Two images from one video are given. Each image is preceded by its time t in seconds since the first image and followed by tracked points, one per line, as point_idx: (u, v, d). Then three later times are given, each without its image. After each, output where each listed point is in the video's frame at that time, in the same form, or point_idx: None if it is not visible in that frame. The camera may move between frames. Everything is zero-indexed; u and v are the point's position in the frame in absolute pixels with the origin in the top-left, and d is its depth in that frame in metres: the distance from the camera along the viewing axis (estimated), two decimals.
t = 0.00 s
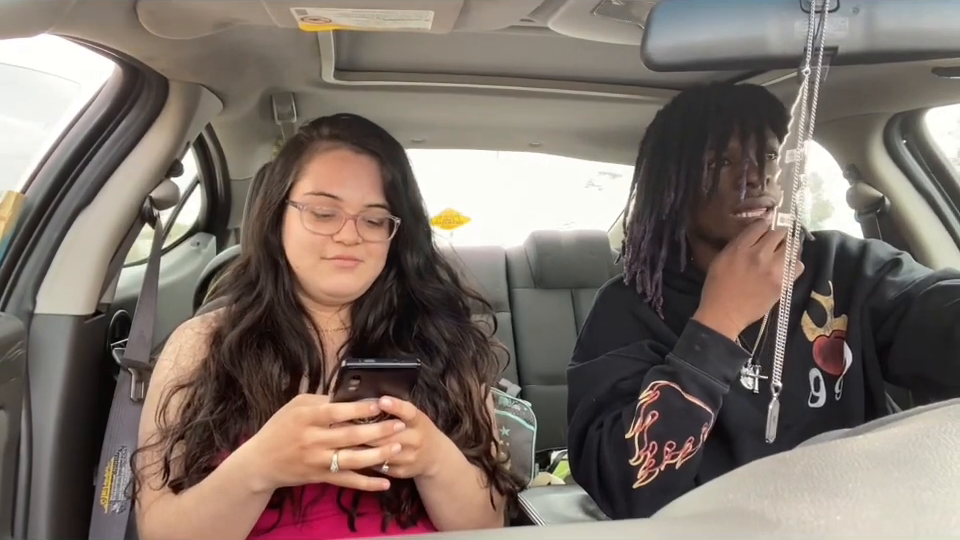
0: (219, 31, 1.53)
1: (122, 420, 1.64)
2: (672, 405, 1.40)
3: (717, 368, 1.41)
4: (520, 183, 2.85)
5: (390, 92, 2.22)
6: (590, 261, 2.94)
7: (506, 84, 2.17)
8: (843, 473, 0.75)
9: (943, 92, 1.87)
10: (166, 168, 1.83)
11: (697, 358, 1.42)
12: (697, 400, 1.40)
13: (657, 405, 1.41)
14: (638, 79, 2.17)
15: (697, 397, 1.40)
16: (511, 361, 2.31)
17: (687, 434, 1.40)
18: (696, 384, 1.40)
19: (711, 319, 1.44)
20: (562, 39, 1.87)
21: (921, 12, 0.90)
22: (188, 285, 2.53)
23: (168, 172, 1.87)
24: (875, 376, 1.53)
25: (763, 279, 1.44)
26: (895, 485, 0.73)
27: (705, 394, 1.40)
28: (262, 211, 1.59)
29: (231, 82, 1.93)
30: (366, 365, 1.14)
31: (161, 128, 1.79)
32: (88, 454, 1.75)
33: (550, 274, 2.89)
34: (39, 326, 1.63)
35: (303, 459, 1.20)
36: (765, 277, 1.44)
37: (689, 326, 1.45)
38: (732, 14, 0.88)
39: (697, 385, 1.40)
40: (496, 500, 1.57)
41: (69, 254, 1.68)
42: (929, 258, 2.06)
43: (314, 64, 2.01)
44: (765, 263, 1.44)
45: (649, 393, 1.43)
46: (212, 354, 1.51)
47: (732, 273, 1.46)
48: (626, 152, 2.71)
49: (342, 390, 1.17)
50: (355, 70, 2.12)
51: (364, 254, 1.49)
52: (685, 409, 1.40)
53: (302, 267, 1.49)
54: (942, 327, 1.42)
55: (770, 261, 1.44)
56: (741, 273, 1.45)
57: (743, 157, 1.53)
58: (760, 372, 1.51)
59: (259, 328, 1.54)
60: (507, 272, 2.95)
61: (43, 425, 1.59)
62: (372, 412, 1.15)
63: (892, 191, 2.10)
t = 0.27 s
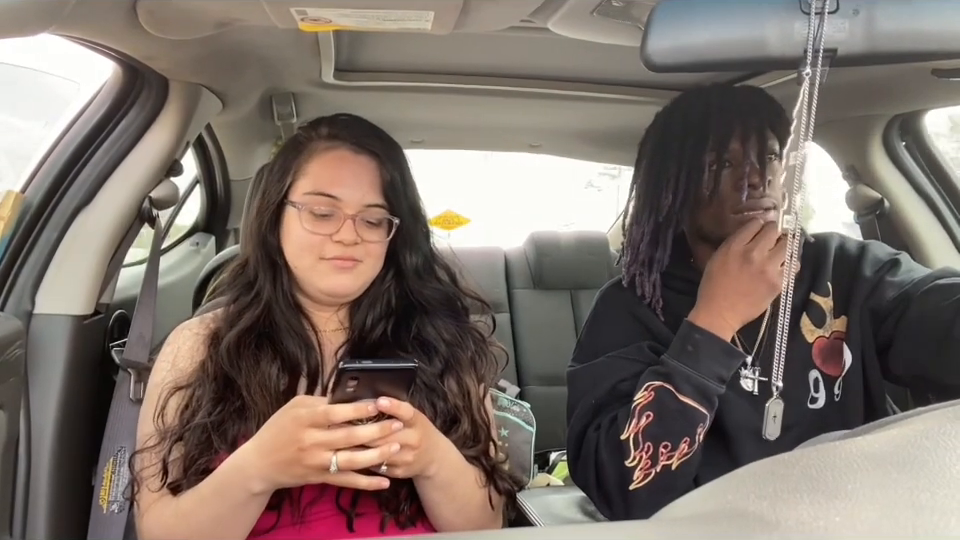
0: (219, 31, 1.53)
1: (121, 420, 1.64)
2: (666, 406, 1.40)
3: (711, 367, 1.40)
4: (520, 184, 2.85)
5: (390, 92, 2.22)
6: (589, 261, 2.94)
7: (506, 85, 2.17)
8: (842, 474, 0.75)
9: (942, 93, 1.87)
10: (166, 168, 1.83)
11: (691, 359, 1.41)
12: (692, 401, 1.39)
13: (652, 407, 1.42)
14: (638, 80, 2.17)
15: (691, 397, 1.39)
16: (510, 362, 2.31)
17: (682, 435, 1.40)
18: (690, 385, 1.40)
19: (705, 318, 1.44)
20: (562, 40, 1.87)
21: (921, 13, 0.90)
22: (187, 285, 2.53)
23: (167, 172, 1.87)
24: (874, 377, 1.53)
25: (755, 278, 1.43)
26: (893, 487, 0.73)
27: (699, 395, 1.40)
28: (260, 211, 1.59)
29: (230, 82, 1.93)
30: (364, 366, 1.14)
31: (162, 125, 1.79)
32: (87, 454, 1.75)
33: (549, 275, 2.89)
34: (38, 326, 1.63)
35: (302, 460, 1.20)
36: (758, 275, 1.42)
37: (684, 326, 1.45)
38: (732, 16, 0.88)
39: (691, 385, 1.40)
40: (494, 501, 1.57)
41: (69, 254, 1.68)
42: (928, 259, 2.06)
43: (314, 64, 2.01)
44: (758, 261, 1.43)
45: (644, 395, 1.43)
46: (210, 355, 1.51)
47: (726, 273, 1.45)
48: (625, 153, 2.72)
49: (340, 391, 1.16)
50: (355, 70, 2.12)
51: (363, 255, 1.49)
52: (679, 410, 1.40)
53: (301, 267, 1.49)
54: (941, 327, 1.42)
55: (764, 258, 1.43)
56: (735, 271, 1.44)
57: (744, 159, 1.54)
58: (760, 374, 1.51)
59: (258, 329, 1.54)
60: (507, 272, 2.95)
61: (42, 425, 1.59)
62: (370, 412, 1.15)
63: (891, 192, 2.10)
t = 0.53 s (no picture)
0: (220, 32, 1.54)
1: (123, 421, 1.64)
2: (671, 409, 1.40)
3: (715, 370, 1.39)
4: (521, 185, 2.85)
5: (391, 93, 2.22)
6: (590, 262, 2.94)
7: (507, 86, 2.17)
8: (844, 474, 0.75)
9: (943, 94, 1.87)
10: (168, 169, 1.83)
11: (696, 362, 1.40)
12: (696, 404, 1.39)
13: (656, 409, 1.41)
14: (639, 81, 2.17)
15: (695, 401, 1.39)
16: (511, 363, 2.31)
17: (687, 438, 1.39)
18: (695, 388, 1.39)
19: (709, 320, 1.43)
20: (562, 41, 1.87)
21: (922, 14, 0.90)
22: (188, 286, 2.53)
23: (169, 173, 1.87)
24: (876, 378, 1.53)
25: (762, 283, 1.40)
26: (895, 487, 0.73)
27: (704, 399, 1.39)
28: (267, 211, 1.59)
29: (232, 83, 1.93)
30: (371, 370, 1.14)
31: (163, 126, 1.79)
32: (88, 454, 1.75)
33: (550, 275, 2.89)
34: (40, 327, 1.63)
35: (308, 461, 1.20)
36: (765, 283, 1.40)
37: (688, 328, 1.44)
38: (733, 17, 0.88)
39: (696, 389, 1.39)
40: (498, 503, 1.57)
41: (70, 255, 1.68)
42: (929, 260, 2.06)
43: (315, 65, 2.01)
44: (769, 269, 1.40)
45: (649, 397, 1.43)
46: (217, 356, 1.51)
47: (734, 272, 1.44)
48: (626, 154, 2.72)
49: (348, 393, 1.16)
50: (356, 71, 2.12)
51: (368, 256, 1.49)
52: (684, 413, 1.39)
53: (307, 269, 1.49)
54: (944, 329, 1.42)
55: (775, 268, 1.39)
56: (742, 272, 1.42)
57: (750, 158, 1.54)
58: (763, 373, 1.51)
59: (264, 330, 1.54)
60: (508, 273, 2.95)
61: (43, 426, 1.59)
62: (377, 416, 1.15)
63: (893, 193, 2.10)
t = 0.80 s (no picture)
0: (222, 31, 1.53)
1: (125, 419, 1.64)
2: (667, 412, 1.40)
3: (712, 374, 1.37)
4: (522, 184, 2.85)
5: (392, 92, 2.22)
6: (591, 261, 2.94)
7: (509, 85, 2.17)
8: (844, 475, 0.75)
9: (946, 94, 1.86)
10: (170, 168, 1.83)
11: (692, 364, 1.39)
12: (693, 408, 1.38)
13: (653, 411, 1.41)
14: (641, 81, 2.17)
15: (692, 405, 1.38)
16: (512, 362, 2.31)
17: (684, 441, 1.39)
18: (691, 393, 1.38)
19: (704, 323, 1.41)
20: (564, 41, 1.87)
21: (924, 13, 0.90)
22: (190, 285, 2.53)
23: (171, 171, 1.87)
24: (877, 379, 1.53)
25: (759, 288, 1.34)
26: (896, 489, 0.73)
27: (703, 403, 1.38)
28: (268, 210, 1.59)
29: (233, 82, 1.93)
30: (371, 373, 1.13)
31: (164, 127, 1.79)
32: (90, 453, 1.75)
33: (551, 275, 2.89)
34: (41, 326, 1.63)
35: (308, 464, 1.20)
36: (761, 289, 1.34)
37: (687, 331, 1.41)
38: (734, 17, 0.88)
39: (695, 393, 1.38)
40: (498, 503, 1.57)
41: (72, 254, 1.68)
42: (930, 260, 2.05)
43: (316, 64, 2.01)
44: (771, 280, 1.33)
45: (646, 400, 1.43)
46: (216, 353, 1.51)
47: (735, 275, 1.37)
48: (627, 154, 2.71)
49: (347, 396, 1.16)
50: (357, 70, 2.12)
51: (370, 257, 1.49)
52: (680, 417, 1.39)
53: (308, 269, 1.49)
54: (946, 329, 1.42)
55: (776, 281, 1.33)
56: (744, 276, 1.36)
57: (750, 159, 1.53)
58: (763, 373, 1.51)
59: (264, 328, 1.54)
60: (509, 273, 2.95)
61: (45, 425, 1.59)
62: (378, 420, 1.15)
63: (894, 194, 2.10)
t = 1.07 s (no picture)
0: (223, 30, 1.54)
1: (126, 419, 1.64)
2: (665, 409, 1.40)
3: (708, 370, 1.39)
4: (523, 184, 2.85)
5: (393, 91, 2.22)
6: (592, 261, 2.94)
7: (509, 85, 2.17)
8: (845, 474, 0.75)
9: (947, 93, 1.86)
10: (170, 168, 1.83)
11: (688, 360, 1.41)
12: (690, 405, 1.39)
13: (650, 408, 1.41)
14: (642, 80, 2.17)
15: (689, 401, 1.39)
16: (513, 362, 2.31)
17: (682, 438, 1.39)
18: (687, 388, 1.39)
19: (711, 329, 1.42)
20: (564, 40, 1.87)
21: (925, 12, 0.90)
22: (191, 284, 2.53)
23: (171, 171, 1.86)
24: (878, 378, 1.53)
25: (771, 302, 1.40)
26: (897, 487, 0.73)
27: (698, 398, 1.39)
28: (271, 207, 1.59)
29: (234, 81, 1.93)
30: (376, 367, 1.13)
31: (164, 127, 1.79)
32: (90, 452, 1.75)
33: (552, 275, 2.89)
34: (42, 325, 1.63)
35: (313, 458, 1.20)
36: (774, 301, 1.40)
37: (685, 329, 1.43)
38: (735, 16, 0.88)
39: (689, 388, 1.39)
40: (502, 500, 1.56)
41: (72, 253, 1.68)
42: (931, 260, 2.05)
43: (317, 63, 2.01)
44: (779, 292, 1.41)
45: (643, 397, 1.43)
46: (221, 350, 1.51)
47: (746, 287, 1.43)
48: (627, 153, 2.71)
49: (353, 391, 1.16)
50: (358, 70, 2.12)
51: (373, 252, 1.49)
52: (676, 413, 1.39)
53: (312, 265, 1.50)
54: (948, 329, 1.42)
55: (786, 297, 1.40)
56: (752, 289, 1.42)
57: (750, 157, 1.55)
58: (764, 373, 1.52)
59: (268, 325, 1.54)
60: (509, 273, 2.95)
61: (46, 424, 1.59)
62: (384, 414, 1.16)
63: (895, 193, 2.10)
